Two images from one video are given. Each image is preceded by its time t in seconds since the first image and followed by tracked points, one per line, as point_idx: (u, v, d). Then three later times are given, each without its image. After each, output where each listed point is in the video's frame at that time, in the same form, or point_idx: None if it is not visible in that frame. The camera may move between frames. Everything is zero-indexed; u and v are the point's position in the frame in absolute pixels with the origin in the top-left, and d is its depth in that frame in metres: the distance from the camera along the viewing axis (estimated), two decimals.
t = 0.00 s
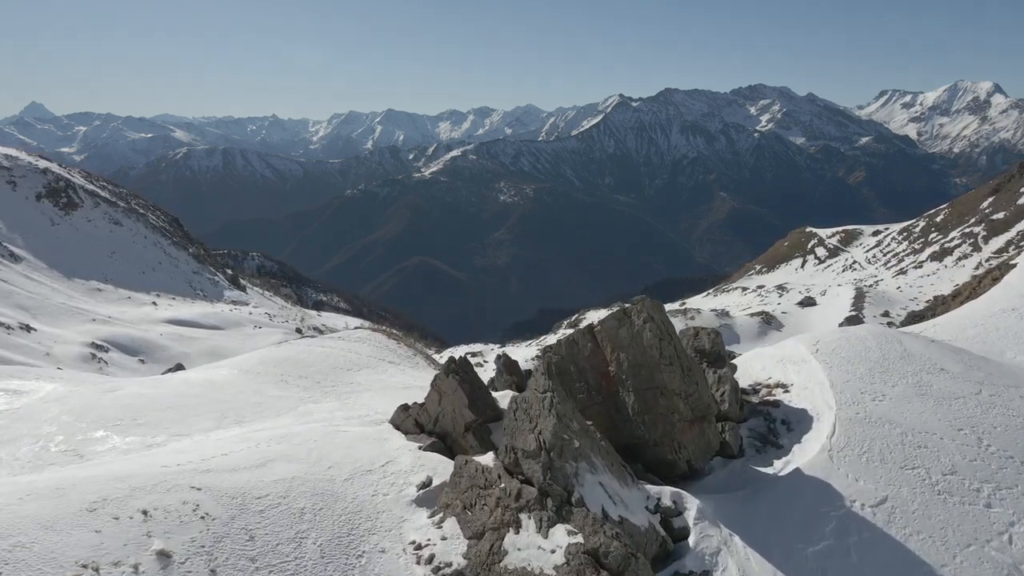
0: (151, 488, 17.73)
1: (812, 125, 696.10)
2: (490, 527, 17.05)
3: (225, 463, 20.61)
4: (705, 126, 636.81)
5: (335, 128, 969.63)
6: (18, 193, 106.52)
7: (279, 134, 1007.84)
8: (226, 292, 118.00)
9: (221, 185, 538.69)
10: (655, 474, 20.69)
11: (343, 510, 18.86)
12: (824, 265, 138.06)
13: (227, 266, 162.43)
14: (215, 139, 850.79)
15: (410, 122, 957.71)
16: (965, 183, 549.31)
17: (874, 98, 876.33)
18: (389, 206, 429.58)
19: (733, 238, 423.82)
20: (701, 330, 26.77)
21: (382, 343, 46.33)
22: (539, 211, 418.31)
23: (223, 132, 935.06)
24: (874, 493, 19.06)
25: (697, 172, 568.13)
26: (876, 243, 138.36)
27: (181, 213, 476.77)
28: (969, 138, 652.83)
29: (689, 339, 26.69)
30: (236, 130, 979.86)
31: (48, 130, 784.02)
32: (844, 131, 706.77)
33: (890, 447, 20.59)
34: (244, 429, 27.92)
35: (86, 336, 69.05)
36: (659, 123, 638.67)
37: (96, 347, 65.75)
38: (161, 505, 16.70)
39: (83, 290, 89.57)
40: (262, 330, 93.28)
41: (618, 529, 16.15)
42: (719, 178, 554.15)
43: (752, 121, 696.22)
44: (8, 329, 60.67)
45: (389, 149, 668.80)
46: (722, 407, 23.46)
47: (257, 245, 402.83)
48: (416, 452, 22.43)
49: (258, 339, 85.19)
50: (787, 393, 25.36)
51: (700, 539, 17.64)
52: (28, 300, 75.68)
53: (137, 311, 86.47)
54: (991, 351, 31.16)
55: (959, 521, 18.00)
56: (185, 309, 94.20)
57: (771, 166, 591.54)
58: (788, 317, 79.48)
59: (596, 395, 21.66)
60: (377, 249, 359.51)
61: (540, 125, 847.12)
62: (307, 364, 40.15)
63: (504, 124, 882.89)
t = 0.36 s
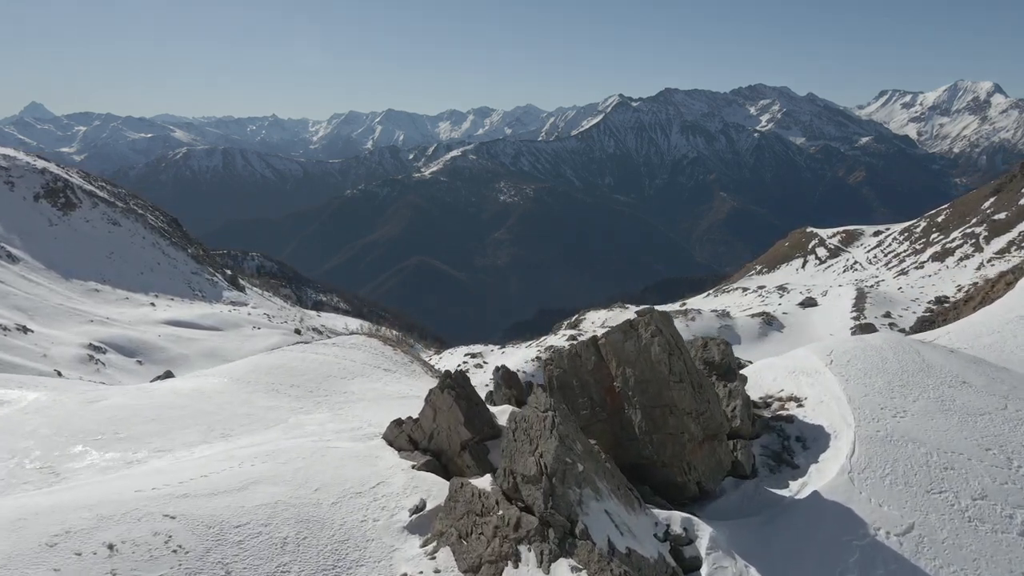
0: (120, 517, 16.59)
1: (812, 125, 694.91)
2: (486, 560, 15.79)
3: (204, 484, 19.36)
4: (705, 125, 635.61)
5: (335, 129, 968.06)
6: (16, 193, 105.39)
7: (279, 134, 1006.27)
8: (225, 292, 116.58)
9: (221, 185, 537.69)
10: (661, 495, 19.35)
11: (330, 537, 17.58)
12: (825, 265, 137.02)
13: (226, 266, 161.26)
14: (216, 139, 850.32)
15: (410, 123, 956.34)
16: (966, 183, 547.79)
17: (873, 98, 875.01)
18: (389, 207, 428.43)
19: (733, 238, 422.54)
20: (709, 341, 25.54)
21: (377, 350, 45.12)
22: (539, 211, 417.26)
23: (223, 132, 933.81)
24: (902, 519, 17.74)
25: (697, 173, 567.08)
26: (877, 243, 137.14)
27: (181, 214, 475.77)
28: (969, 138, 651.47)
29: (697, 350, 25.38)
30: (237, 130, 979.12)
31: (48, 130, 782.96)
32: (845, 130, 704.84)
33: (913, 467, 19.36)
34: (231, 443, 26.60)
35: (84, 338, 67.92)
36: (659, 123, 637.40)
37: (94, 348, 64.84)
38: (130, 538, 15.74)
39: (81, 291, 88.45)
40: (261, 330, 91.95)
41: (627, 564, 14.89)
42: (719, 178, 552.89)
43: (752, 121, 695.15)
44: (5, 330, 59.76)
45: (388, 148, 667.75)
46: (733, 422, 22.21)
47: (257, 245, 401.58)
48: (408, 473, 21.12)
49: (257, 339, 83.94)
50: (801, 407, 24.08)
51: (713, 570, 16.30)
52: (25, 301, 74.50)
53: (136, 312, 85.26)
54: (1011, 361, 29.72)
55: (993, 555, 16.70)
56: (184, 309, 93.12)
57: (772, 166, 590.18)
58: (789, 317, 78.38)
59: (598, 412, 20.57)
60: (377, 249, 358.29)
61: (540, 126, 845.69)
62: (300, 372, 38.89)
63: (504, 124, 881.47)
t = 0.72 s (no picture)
0: (85, 552, 15.49)
1: (812, 125, 693.30)
2: None
3: (181, 510, 18.13)
4: (705, 125, 634.01)
5: (335, 129, 966.83)
6: (13, 194, 104.05)
7: (279, 134, 1005.45)
8: (223, 293, 115.03)
9: (221, 185, 536.64)
10: (670, 521, 18.04)
11: (315, 569, 16.36)
12: (826, 266, 135.73)
13: (225, 266, 160.03)
14: (216, 139, 849.30)
15: (410, 122, 952.42)
16: (966, 183, 546.49)
17: (874, 98, 872.57)
18: (389, 207, 427.29)
19: (733, 238, 421.28)
20: (720, 351, 24.24)
21: (373, 356, 43.77)
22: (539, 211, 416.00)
23: (223, 132, 932.53)
24: (932, 550, 16.50)
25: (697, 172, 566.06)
26: (879, 244, 135.73)
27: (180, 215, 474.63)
28: (969, 138, 649.88)
29: (707, 362, 24.11)
30: (237, 130, 978.05)
31: (48, 130, 781.86)
32: (845, 130, 702.98)
33: (940, 493, 18.15)
34: (215, 460, 25.30)
35: (81, 339, 66.74)
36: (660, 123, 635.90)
37: (92, 349, 63.64)
38: None
39: (78, 292, 87.21)
40: (260, 331, 90.77)
41: None
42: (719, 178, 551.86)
43: (752, 121, 693.60)
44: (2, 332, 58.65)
45: (388, 148, 666.16)
46: (748, 439, 20.89)
47: (257, 245, 400.34)
48: (401, 495, 19.82)
49: (256, 340, 82.74)
50: (816, 423, 22.86)
51: None
52: (22, 302, 73.31)
53: (134, 313, 84.04)
54: None
55: None
56: (183, 310, 91.85)
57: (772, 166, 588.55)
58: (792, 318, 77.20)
59: (604, 430, 19.27)
60: (377, 250, 357.17)
61: (540, 125, 844.34)
62: (292, 380, 37.58)
63: (503, 124, 880.17)
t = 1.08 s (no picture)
0: None
1: (812, 125, 691.96)
2: None
3: (155, 541, 16.91)
4: (705, 125, 632.51)
5: (335, 129, 965.55)
6: (11, 194, 102.59)
7: (279, 134, 1004.07)
8: (222, 294, 113.58)
9: (221, 185, 535.68)
10: (683, 551, 16.67)
11: None
12: (826, 266, 134.55)
13: (224, 266, 158.54)
14: (215, 139, 848.35)
15: (410, 122, 947.78)
16: (966, 183, 545.32)
17: (874, 98, 870.37)
18: (388, 207, 426.08)
19: (734, 238, 420.06)
20: (731, 365, 22.87)
21: (367, 364, 42.35)
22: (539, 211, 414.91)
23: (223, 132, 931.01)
24: None
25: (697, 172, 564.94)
26: (880, 244, 134.46)
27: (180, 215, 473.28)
28: (969, 138, 648.68)
29: (716, 377, 22.72)
30: (236, 130, 977.00)
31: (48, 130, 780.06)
32: (844, 130, 701.54)
33: (974, 522, 16.95)
34: (198, 477, 23.96)
35: (79, 341, 65.48)
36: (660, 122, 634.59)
37: (89, 351, 62.35)
38: None
39: (76, 293, 85.91)
40: (259, 332, 89.53)
41: None
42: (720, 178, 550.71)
43: (752, 121, 692.49)
44: None
45: (388, 148, 664.82)
46: (762, 458, 19.58)
47: (257, 246, 399.29)
48: (392, 521, 18.44)
49: (255, 342, 81.48)
50: (833, 441, 21.52)
51: None
52: (20, 303, 71.95)
53: (133, 314, 82.79)
54: None
55: None
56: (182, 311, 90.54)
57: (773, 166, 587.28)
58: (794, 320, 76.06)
59: (609, 452, 17.91)
60: (377, 250, 355.94)
61: (540, 125, 843.09)
62: (284, 390, 36.16)
63: (504, 124, 879.05)
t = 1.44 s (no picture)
0: None
1: (812, 125, 690.67)
2: None
3: None
4: (706, 125, 630.40)
5: (334, 129, 964.29)
6: (8, 195, 101.12)
7: (279, 134, 1002.78)
8: (221, 295, 112.22)
9: (222, 185, 534.72)
10: None
11: None
12: (827, 266, 133.21)
13: (223, 266, 157.07)
14: (215, 139, 847.37)
15: (410, 123, 948.60)
16: (966, 183, 544.27)
17: (874, 98, 868.03)
18: (388, 206, 425.04)
19: (734, 238, 418.74)
20: (743, 380, 21.54)
21: (361, 371, 41.14)
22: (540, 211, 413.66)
23: (223, 133, 929.45)
24: None
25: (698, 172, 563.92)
26: (880, 245, 133.03)
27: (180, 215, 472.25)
28: (969, 138, 647.51)
29: (729, 392, 21.36)
30: (237, 130, 976.46)
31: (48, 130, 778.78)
32: (844, 130, 700.14)
33: (1011, 554, 15.70)
34: (180, 499, 22.62)
35: (77, 341, 64.26)
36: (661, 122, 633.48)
37: (87, 353, 61.01)
38: None
39: (75, 294, 84.64)
40: (258, 333, 88.31)
41: None
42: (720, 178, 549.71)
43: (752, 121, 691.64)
44: None
45: (388, 148, 663.42)
46: (779, 482, 18.19)
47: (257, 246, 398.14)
48: (381, 549, 17.12)
49: (254, 342, 80.19)
50: (854, 461, 20.21)
51: None
52: (17, 304, 70.59)
53: (131, 314, 81.62)
54: None
55: None
56: (181, 312, 89.23)
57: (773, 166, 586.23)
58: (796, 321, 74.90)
59: (612, 477, 16.61)
60: (378, 249, 354.75)
61: (540, 125, 842.15)
62: (275, 399, 34.89)
63: (504, 125, 877.76)
